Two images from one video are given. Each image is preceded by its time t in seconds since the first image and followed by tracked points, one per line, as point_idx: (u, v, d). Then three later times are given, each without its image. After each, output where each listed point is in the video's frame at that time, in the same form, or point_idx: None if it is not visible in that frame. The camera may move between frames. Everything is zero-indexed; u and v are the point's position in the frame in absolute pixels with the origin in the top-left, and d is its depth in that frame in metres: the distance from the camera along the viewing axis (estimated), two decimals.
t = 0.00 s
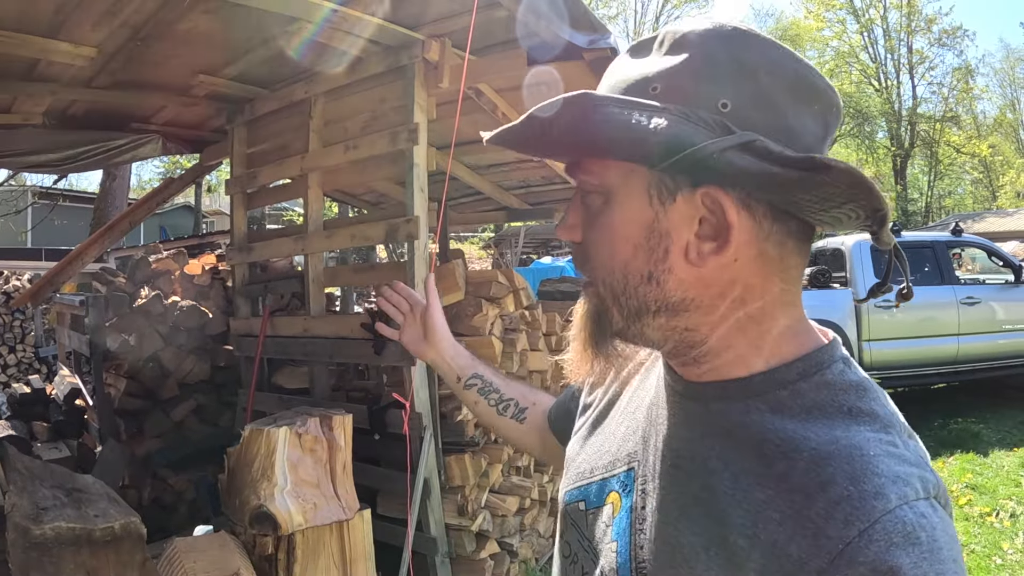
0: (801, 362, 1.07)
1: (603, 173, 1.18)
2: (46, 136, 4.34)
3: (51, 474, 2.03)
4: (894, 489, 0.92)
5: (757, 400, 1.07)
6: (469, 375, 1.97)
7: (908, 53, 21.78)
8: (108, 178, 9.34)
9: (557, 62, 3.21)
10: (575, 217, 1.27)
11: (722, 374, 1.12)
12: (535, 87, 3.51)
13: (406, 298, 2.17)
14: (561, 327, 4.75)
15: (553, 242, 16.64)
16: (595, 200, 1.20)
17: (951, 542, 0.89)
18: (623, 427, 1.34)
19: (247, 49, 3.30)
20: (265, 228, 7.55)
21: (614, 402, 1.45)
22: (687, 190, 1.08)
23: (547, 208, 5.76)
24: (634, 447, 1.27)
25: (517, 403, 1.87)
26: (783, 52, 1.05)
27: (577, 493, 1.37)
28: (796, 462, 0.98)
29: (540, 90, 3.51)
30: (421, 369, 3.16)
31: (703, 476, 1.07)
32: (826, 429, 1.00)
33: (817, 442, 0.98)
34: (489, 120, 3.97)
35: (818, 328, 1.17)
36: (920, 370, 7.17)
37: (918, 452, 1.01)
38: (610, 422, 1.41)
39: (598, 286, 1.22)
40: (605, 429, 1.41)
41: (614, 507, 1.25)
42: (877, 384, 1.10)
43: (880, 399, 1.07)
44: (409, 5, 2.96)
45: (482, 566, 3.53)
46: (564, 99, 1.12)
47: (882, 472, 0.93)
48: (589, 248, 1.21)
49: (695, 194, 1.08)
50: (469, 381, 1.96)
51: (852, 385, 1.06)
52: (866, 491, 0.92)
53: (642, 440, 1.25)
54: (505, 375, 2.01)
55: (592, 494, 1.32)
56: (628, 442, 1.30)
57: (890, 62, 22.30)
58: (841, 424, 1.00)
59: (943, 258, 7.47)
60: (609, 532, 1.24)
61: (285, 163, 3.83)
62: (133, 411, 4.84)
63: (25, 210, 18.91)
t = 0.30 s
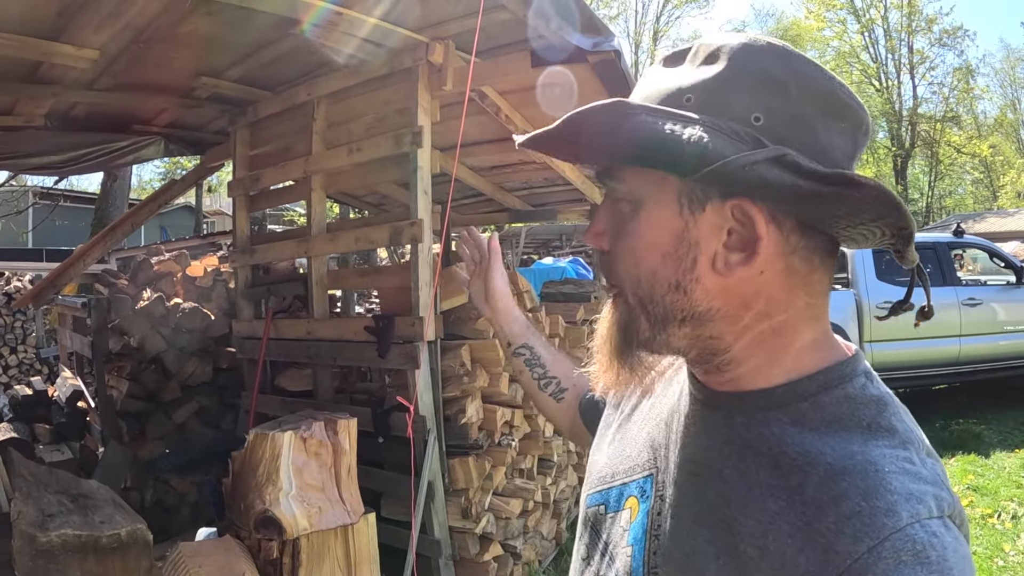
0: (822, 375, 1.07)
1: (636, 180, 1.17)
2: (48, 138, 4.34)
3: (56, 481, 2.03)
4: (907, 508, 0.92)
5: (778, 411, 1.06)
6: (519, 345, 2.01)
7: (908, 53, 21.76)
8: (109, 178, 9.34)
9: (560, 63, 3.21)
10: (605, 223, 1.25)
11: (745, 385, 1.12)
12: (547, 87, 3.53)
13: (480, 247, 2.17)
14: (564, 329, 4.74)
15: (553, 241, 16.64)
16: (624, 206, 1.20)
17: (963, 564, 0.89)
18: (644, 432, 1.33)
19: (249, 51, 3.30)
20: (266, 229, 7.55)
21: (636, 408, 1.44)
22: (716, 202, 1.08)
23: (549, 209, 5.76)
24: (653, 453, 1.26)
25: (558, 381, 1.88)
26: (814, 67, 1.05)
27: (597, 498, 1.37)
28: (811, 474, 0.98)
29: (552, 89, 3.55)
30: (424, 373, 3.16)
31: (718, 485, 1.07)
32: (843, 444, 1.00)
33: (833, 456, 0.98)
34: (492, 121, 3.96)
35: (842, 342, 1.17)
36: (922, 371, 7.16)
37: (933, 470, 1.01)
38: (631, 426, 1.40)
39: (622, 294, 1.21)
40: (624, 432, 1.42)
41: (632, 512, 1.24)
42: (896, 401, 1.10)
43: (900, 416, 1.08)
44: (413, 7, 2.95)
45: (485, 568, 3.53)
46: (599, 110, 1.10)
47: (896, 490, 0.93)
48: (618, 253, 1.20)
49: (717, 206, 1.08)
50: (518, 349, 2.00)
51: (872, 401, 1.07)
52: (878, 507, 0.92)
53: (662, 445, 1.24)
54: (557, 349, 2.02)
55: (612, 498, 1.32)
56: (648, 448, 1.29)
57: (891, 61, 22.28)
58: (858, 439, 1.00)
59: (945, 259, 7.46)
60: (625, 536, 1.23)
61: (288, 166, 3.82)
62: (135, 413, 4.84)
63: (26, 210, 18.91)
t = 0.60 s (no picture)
0: (819, 373, 1.10)
1: (715, 168, 1.12)
2: (47, 138, 4.34)
3: (54, 481, 2.02)
4: (903, 503, 0.91)
5: (775, 410, 1.09)
6: (522, 324, 1.97)
7: (909, 53, 21.74)
8: (110, 178, 9.35)
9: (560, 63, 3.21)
10: (653, 217, 1.18)
11: (754, 382, 1.14)
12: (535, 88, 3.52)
13: (492, 201, 1.98)
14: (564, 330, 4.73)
15: (554, 242, 16.63)
16: (696, 196, 1.13)
17: (958, 557, 0.87)
18: (643, 429, 1.34)
19: (249, 52, 3.29)
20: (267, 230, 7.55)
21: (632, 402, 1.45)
22: (805, 198, 1.11)
23: (550, 210, 5.75)
24: (651, 452, 1.26)
25: (558, 367, 1.92)
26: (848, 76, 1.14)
27: (595, 496, 1.36)
28: (809, 473, 0.98)
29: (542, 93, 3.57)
30: (424, 374, 3.15)
31: (715, 484, 1.07)
32: (841, 442, 1.00)
33: (831, 455, 0.98)
34: (492, 122, 3.96)
35: (834, 339, 1.18)
36: (924, 371, 7.15)
37: (929, 466, 1.00)
38: (628, 423, 1.40)
39: (678, 296, 1.12)
40: (621, 431, 1.42)
41: (629, 511, 1.23)
42: (892, 400, 1.11)
43: (896, 412, 1.09)
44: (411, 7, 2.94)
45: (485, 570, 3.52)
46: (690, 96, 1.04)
47: (892, 486, 0.93)
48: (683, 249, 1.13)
49: (806, 201, 1.11)
50: (520, 328, 1.97)
51: (868, 397, 1.08)
52: (875, 503, 0.91)
53: (661, 444, 1.24)
54: (558, 327, 2.01)
55: (609, 496, 1.31)
56: (646, 446, 1.29)
57: (892, 62, 22.26)
58: (856, 437, 1.00)
59: (947, 259, 7.44)
60: (622, 534, 1.22)
61: (288, 167, 3.81)
62: (136, 413, 4.83)
63: (28, 210, 18.94)
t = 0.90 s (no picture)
0: (797, 368, 1.10)
1: (737, 169, 1.12)
2: (46, 139, 4.34)
3: (48, 480, 2.02)
4: (884, 494, 0.92)
5: (755, 407, 1.09)
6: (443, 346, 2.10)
7: (912, 53, 21.70)
8: (112, 179, 9.37)
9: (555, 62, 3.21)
10: (669, 215, 1.18)
11: (739, 379, 1.13)
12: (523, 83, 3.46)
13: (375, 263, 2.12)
14: (562, 331, 4.73)
15: (556, 242, 16.62)
16: (718, 198, 1.13)
17: (939, 545, 0.89)
18: (622, 430, 1.32)
19: (245, 52, 3.29)
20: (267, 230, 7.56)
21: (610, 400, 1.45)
22: (811, 204, 1.15)
23: (549, 210, 5.74)
24: (633, 453, 1.25)
25: (490, 364, 2.02)
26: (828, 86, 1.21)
27: (577, 499, 1.35)
28: (791, 470, 0.99)
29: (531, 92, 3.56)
30: (419, 374, 3.14)
31: (699, 483, 1.08)
32: (820, 436, 1.01)
33: (811, 450, 0.99)
34: (489, 121, 3.95)
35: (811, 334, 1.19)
36: (926, 372, 7.12)
37: (908, 457, 1.01)
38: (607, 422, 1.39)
39: (704, 299, 1.13)
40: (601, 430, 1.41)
41: (612, 512, 1.23)
42: (869, 393, 1.12)
43: (873, 404, 1.10)
44: (406, 7, 2.93)
45: (483, 571, 3.51)
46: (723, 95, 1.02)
47: (871, 478, 0.94)
48: (702, 252, 1.13)
49: (811, 208, 1.15)
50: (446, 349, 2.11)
51: (846, 391, 1.09)
52: (856, 495, 0.92)
53: (644, 445, 1.23)
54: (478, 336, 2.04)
55: (591, 498, 1.30)
56: (627, 447, 1.28)
57: (894, 61, 22.20)
58: (834, 430, 1.01)
59: (948, 259, 7.41)
60: (605, 536, 1.21)
61: (285, 167, 3.81)
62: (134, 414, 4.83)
63: (30, 211, 18.97)
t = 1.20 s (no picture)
0: (768, 368, 1.14)
1: (750, 184, 1.17)
2: (45, 141, 4.35)
3: (43, 481, 2.02)
4: (852, 488, 0.97)
5: (729, 407, 1.12)
6: (410, 364, 2.07)
7: (913, 53, 21.64)
8: (113, 180, 9.38)
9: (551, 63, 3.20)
10: (685, 225, 1.19)
11: (716, 381, 1.16)
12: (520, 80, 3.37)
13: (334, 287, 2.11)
14: (561, 332, 4.73)
15: (557, 243, 16.59)
16: (732, 211, 1.16)
17: (907, 535, 0.94)
18: (600, 434, 1.35)
19: (242, 54, 3.30)
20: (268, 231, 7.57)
21: (588, 404, 1.48)
22: (798, 217, 1.24)
23: (548, 211, 5.74)
24: (612, 455, 1.27)
25: (462, 381, 1.99)
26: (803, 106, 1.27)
27: (557, 501, 1.37)
28: (765, 468, 1.03)
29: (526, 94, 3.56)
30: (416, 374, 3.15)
31: (676, 482, 1.11)
32: (791, 433, 1.05)
33: (783, 448, 1.04)
34: (487, 122, 3.96)
35: (782, 335, 1.23)
36: (927, 373, 7.11)
37: (875, 453, 1.06)
38: (585, 426, 1.42)
39: (705, 309, 1.15)
40: (579, 432, 1.43)
41: (593, 513, 1.25)
42: (837, 391, 1.16)
43: (841, 402, 1.15)
44: (402, 8, 2.92)
45: (480, 572, 3.51)
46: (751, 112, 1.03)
47: (840, 472, 0.98)
48: (716, 262, 1.16)
49: (797, 219, 1.24)
50: (411, 368, 2.07)
51: (815, 388, 1.14)
52: (826, 489, 0.97)
53: (622, 447, 1.26)
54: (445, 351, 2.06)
55: (571, 500, 1.32)
56: (606, 449, 1.30)
57: (896, 61, 22.13)
58: (804, 427, 1.05)
59: (949, 259, 7.40)
60: (585, 537, 1.24)
61: (283, 169, 3.81)
62: (134, 415, 4.83)
63: (31, 212, 18.98)
